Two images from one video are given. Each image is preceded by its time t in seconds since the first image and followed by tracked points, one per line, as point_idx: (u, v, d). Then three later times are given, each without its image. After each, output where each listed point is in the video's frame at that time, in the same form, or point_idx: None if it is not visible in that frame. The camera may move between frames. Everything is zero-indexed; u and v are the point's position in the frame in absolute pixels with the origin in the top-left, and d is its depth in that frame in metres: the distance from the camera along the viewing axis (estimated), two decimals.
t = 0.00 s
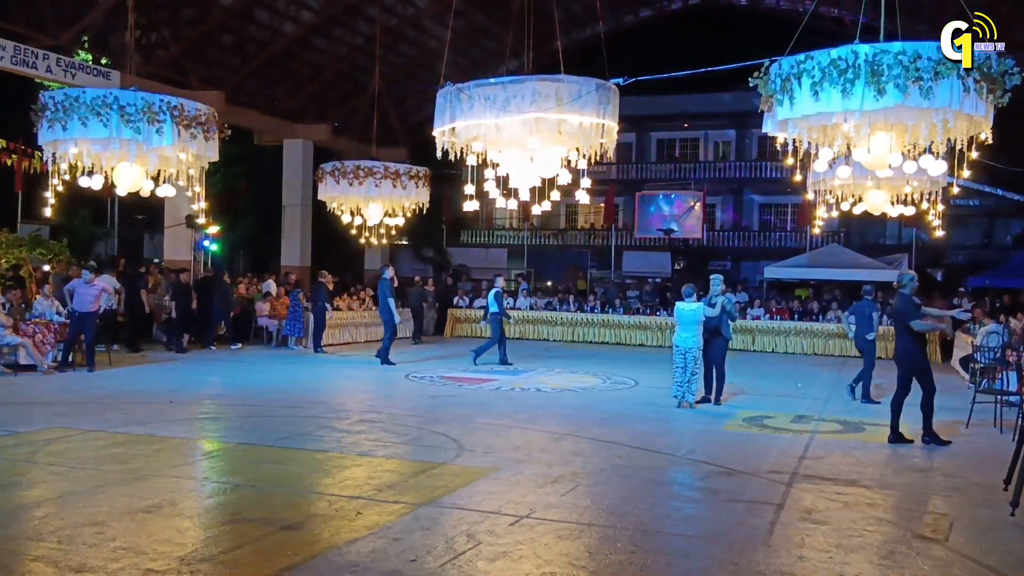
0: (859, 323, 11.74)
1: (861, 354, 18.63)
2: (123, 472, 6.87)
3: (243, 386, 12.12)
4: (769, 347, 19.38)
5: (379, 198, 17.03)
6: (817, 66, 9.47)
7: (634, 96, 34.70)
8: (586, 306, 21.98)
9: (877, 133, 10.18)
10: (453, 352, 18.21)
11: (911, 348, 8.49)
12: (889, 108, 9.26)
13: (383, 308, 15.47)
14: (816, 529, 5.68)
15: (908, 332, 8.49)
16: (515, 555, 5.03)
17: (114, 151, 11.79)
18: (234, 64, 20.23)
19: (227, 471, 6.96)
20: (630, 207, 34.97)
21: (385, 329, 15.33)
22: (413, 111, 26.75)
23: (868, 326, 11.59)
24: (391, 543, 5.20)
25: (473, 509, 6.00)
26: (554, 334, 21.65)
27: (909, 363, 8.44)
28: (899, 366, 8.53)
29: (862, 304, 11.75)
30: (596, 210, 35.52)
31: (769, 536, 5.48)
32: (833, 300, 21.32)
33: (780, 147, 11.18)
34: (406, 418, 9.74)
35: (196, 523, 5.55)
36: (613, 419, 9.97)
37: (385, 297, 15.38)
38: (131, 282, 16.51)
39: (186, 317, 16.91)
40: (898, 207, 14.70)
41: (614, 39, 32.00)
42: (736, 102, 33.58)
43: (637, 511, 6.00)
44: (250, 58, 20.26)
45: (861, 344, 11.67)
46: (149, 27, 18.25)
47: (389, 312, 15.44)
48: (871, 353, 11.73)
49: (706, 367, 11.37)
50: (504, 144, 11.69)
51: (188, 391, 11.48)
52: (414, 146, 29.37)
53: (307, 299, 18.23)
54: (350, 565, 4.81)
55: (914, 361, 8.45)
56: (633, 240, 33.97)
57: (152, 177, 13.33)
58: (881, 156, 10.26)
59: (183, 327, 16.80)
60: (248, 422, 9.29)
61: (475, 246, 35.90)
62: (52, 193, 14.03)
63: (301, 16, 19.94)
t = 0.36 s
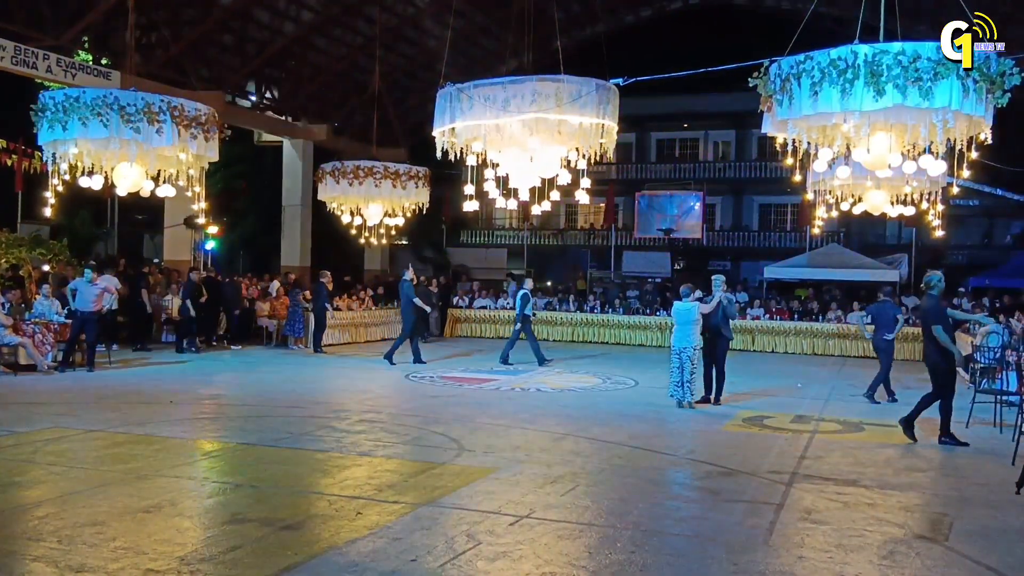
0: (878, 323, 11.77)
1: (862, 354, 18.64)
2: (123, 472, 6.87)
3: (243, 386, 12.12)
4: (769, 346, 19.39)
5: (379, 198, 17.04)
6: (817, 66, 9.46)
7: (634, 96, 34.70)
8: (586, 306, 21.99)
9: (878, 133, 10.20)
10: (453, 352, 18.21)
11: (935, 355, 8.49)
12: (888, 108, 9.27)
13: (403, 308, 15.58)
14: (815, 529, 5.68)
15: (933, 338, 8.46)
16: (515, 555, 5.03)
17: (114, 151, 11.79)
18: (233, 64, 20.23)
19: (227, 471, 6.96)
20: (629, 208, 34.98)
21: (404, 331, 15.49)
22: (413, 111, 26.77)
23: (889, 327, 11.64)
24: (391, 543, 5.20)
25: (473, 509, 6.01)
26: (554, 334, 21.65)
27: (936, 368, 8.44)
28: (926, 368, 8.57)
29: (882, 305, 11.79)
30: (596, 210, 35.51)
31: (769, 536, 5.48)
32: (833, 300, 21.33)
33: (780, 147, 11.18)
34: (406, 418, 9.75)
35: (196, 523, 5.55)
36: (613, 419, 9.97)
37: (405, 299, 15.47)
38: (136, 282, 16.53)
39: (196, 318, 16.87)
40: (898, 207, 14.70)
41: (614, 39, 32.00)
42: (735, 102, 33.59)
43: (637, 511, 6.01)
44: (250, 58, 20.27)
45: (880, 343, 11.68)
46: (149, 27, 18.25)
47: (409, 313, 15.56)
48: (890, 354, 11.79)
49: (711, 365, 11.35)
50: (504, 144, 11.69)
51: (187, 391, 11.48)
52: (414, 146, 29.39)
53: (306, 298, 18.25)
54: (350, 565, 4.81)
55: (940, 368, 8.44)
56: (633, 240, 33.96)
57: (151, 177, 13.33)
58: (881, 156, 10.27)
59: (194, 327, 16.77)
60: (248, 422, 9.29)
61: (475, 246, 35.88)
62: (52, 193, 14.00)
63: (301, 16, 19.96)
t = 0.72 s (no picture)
0: (893, 323, 11.86)
1: (863, 354, 18.64)
2: (123, 472, 6.87)
3: (243, 386, 12.11)
4: (769, 347, 19.37)
5: (379, 198, 17.03)
6: (817, 66, 9.45)
7: (634, 96, 34.69)
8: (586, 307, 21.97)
9: (878, 133, 10.19)
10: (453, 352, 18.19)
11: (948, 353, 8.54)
12: (888, 108, 9.26)
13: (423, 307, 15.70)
14: (816, 529, 5.68)
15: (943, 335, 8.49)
16: (515, 555, 5.03)
17: (114, 151, 11.79)
18: (233, 64, 20.23)
19: (227, 472, 6.96)
20: (629, 208, 34.99)
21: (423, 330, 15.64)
22: (413, 112, 26.77)
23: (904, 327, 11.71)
24: (392, 543, 5.20)
25: (474, 509, 6.01)
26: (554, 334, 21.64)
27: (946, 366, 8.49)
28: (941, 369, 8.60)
29: (898, 305, 11.88)
30: (596, 211, 35.51)
31: (770, 536, 5.48)
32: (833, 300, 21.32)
33: (780, 147, 11.16)
34: (406, 418, 9.74)
35: (196, 522, 5.55)
36: (612, 419, 9.98)
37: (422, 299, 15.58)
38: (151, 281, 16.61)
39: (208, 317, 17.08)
40: (898, 207, 14.69)
41: (614, 40, 32.01)
42: (735, 102, 33.59)
43: (636, 511, 6.01)
44: (251, 58, 20.26)
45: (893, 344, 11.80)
46: (149, 27, 18.27)
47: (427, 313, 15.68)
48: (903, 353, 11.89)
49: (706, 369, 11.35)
50: (504, 144, 11.69)
51: (188, 391, 11.47)
52: (414, 146, 29.39)
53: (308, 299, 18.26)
54: (350, 565, 4.81)
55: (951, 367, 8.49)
56: (633, 241, 33.95)
57: (151, 177, 13.33)
58: (881, 156, 10.26)
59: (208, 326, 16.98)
60: (248, 422, 9.29)
61: (475, 246, 35.89)
62: (51, 193, 13.99)
63: (301, 16, 19.96)
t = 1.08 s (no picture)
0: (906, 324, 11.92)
1: (862, 354, 18.62)
2: (123, 472, 6.87)
3: (243, 387, 12.09)
4: (769, 346, 19.36)
5: (379, 198, 17.03)
6: (818, 66, 9.45)
7: (634, 95, 34.68)
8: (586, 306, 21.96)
9: (878, 133, 10.21)
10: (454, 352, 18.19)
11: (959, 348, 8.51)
12: (888, 108, 9.26)
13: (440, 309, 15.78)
14: (816, 529, 5.67)
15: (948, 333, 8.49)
16: (516, 555, 5.03)
17: (114, 150, 11.78)
18: (233, 64, 20.23)
19: (226, 472, 6.96)
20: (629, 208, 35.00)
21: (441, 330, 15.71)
22: (412, 111, 26.77)
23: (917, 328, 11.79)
24: (392, 543, 5.20)
25: (474, 509, 6.01)
26: (554, 334, 21.63)
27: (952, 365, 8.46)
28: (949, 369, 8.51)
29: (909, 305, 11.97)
30: (596, 210, 35.50)
31: (770, 536, 5.48)
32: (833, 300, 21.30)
33: (781, 147, 11.17)
34: (406, 418, 9.72)
35: (196, 523, 5.55)
36: (612, 419, 9.97)
37: (442, 299, 15.70)
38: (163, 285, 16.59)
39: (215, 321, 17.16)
40: (898, 207, 14.69)
41: (614, 39, 32.01)
42: (735, 102, 33.58)
43: (636, 511, 6.00)
44: (250, 57, 20.25)
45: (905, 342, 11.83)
46: (149, 27, 18.28)
47: (445, 313, 15.74)
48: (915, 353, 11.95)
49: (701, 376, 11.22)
50: (504, 144, 11.69)
51: (188, 391, 11.46)
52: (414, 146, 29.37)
53: (311, 299, 18.25)
54: (349, 565, 4.81)
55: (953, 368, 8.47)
56: (633, 240, 33.95)
57: (151, 177, 13.33)
58: (881, 156, 10.31)
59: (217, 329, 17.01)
60: (248, 422, 9.27)
61: (476, 245, 35.89)
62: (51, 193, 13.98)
63: (301, 16, 19.97)
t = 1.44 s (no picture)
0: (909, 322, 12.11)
1: (862, 354, 18.61)
2: (123, 472, 6.88)
3: (243, 387, 12.08)
4: (769, 347, 19.35)
5: (379, 198, 17.03)
6: (818, 66, 9.45)
7: (634, 95, 34.68)
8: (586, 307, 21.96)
9: (878, 133, 10.22)
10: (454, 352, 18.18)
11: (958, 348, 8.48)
12: (889, 109, 9.26)
13: (451, 307, 15.87)
14: (816, 529, 5.67)
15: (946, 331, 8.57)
16: (516, 555, 5.03)
17: (114, 150, 11.78)
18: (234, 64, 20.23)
19: (226, 472, 6.96)
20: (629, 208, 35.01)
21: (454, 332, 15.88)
22: (413, 111, 26.77)
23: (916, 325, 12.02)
24: (391, 543, 5.20)
25: (474, 509, 6.01)
26: (554, 333, 21.63)
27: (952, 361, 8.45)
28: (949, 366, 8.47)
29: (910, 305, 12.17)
30: (596, 210, 35.51)
31: (770, 536, 5.48)
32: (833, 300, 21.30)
33: (780, 147, 11.18)
34: (406, 418, 9.72)
35: (196, 523, 5.55)
36: (613, 419, 9.97)
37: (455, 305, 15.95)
38: (170, 286, 16.61)
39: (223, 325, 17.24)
40: (898, 207, 14.69)
41: (614, 39, 32.01)
42: (735, 101, 33.59)
43: (636, 511, 6.01)
44: (250, 57, 20.25)
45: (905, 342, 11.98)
46: (149, 27, 18.28)
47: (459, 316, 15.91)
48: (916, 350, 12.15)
49: (691, 374, 11.22)
50: (504, 145, 11.68)
51: (188, 391, 11.45)
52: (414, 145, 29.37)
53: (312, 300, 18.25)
54: (350, 565, 4.81)
55: (946, 368, 8.49)
56: (633, 240, 33.95)
57: (151, 177, 13.32)
58: (880, 155, 10.31)
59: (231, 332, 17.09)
60: (249, 422, 9.27)
61: (476, 245, 35.90)
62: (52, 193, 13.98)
63: (301, 16, 19.98)
